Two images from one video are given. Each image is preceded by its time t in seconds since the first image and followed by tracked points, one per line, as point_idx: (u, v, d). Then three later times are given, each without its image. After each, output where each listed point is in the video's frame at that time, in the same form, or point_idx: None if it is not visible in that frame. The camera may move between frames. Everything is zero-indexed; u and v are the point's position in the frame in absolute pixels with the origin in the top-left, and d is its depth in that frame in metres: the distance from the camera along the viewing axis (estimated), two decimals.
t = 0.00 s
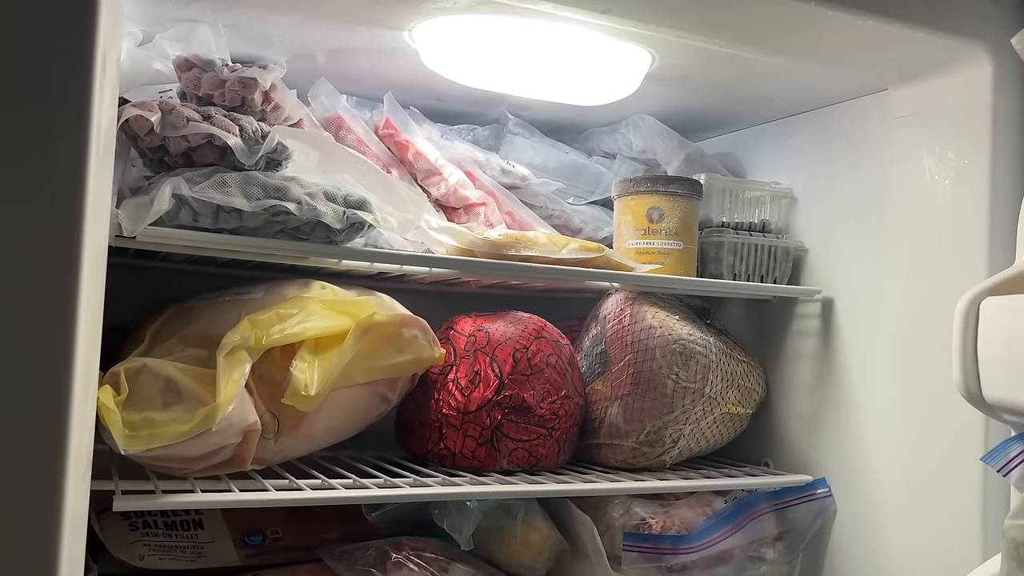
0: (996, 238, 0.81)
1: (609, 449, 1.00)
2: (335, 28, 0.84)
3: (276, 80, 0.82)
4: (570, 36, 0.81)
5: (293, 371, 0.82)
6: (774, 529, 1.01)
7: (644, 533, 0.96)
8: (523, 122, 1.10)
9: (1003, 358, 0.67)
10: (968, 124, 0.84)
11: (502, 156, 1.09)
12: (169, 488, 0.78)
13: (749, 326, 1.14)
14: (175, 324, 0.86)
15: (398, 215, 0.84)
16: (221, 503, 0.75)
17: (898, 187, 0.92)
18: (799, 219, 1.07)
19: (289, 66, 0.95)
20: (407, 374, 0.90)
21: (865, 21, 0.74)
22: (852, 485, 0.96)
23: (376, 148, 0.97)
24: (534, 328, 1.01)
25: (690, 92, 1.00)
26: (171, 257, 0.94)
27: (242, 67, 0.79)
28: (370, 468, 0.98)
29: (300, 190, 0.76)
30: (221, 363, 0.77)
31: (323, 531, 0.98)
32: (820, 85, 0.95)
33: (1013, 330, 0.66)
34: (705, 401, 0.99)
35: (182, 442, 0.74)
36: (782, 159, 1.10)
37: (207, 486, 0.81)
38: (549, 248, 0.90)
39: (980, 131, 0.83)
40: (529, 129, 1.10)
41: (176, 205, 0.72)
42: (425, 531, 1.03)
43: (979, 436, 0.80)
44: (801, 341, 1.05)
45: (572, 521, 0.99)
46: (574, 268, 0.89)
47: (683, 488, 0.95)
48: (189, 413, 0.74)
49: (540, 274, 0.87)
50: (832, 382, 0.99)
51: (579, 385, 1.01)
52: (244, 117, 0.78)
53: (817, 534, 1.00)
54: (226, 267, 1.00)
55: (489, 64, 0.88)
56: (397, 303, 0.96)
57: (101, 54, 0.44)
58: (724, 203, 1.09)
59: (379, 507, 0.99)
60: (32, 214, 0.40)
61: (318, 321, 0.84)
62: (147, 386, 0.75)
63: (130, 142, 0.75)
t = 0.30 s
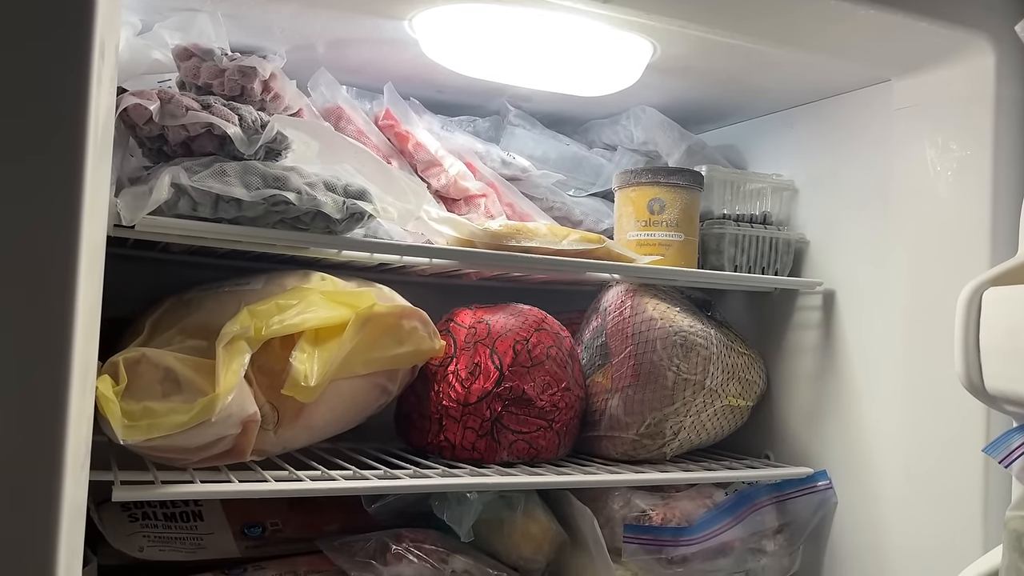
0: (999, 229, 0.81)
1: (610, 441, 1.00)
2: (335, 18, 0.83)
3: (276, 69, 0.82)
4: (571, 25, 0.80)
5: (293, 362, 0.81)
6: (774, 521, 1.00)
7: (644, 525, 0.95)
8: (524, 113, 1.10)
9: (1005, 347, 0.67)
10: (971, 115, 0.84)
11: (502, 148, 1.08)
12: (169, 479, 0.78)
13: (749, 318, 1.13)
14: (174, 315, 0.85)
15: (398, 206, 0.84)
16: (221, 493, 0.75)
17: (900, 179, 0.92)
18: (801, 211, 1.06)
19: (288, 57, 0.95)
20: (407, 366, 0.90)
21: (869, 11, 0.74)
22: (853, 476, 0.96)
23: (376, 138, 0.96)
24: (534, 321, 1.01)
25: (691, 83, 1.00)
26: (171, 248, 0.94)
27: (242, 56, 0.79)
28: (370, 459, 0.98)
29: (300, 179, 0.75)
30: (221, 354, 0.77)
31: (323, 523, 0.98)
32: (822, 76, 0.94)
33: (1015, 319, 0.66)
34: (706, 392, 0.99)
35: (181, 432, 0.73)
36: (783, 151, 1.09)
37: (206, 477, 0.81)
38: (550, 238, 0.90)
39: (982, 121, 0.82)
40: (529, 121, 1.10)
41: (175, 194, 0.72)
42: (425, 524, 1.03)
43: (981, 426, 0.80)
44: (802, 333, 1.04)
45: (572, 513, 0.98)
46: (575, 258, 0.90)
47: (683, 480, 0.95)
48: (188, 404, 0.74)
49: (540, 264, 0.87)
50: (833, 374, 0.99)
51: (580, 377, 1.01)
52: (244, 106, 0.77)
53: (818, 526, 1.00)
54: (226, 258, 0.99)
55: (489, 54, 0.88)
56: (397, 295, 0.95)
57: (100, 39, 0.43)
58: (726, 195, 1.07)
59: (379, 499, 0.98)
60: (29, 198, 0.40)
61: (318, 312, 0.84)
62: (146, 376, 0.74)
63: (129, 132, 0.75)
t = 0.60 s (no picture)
0: (999, 214, 0.81)
1: (609, 428, 1.00)
2: (334, 3, 0.83)
3: (275, 54, 0.81)
4: (571, 11, 0.80)
5: (292, 348, 0.82)
6: (773, 508, 1.00)
7: (643, 512, 0.95)
8: (523, 101, 1.10)
9: (1004, 332, 0.67)
10: (972, 101, 0.83)
11: (502, 135, 1.08)
12: (169, 464, 0.78)
13: (748, 306, 1.13)
14: (174, 301, 0.85)
15: (398, 191, 0.84)
16: (221, 477, 0.75)
17: (900, 166, 0.91)
18: (801, 199, 1.06)
19: (288, 43, 0.95)
20: (406, 353, 0.90)
21: None
22: (852, 463, 0.96)
23: (375, 125, 0.96)
24: (534, 308, 1.01)
25: (691, 70, 0.99)
26: (170, 235, 0.94)
27: (241, 41, 0.79)
28: (369, 446, 0.98)
29: (300, 165, 0.75)
30: (220, 338, 0.77)
31: (323, 510, 0.98)
32: (822, 63, 0.94)
33: (1014, 304, 0.66)
34: (705, 379, 0.99)
35: (181, 416, 0.74)
36: (783, 139, 1.09)
37: (205, 461, 0.81)
38: (550, 225, 0.89)
39: (983, 107, 0.82)
40: (529, 109, 1.10)
41: (174, 178, 0.72)
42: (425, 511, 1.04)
43: (980, 411, 0.80)
44: (801, 321, 1.04)
45: (571, 500, 0.98)
46: (575, 245, 0.89)
47: (682, 467, 0.95)
48: (188, 387, 0.74)
49: (540, 251, 0.87)
50: (832, 362, 0.99)
51: (579, 365, 1.01)
52: (243, 91, 0.77)
53: (817, 513, 1.00)
54: (225, 245, 0.99)
55: (489, 40, 0.88)
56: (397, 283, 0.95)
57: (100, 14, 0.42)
58: (726, 183, 1.07)
59: (379, 485, 0.98)
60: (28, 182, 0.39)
61: (317, 298, 0.84)
62: (146, 360, 0.75)
63: (129, 117, 0.74)
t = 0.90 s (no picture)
0: (1006, 188, 0.80)
1: (612, 407, 1.00)
2: None
3: (276, 26, 0.81)
4: None
5: (294, 323, 0.81)
6: (777, 488, 1.00)
7: (647, 490, 0.95)
8: (526, 80, 1.09)
9: (1008, 303, 0.66)
10: (980, 75, 0.83)
11: (505, 113, 1.08)
12: (171, 438, 0.78)
13: (752, 286, 1.12)
14: (176, 277, 0.85)
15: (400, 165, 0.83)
16: (223, 451, 0.74)
17: (907, 142, 0.91)
18: (806, 178, 1.05)
19: (290, 18, 0.94)
20: (409, 330, 0.89)
21: None
22: (856, 441, 0.95)
23: (377, 101, 0.95)
24: (537, 287, 1.00)
25: (696, 46, 0.99)
26: (172, 211, 0.94)
27: (242, 12, 0.77)
28: (372, 424, 0.98)
29: (302, 137, 0.75)
30: (222, 311, 0.77)
31: (325, 489, 0.98)
32: (830, 38, 0.93)
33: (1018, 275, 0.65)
34: (709, 358, 0.99)
35: (183, 389, 0.74)
36: (788, 118, 1.08)
37: (208, 436, 0.80)
38: (553, 201, 0.89)
39: (991, 81, 0.82)
40: (533, 87, 1.10)
41: (175, 149, 0.71)
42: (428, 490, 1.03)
43: (986, 386, 0.80)
44: (805, 300, 1.04)
45: (574, 478, 0.98)
46: (578, 221, 0.89)
47: (686, 444, 0.95)
48: (190, 359, 0.74)
49: (542, 226, 0.87)
50: (837, 341, 0.98)
51: (582, 343, 1.01)
52: (245, 62, 0.76)
53: (821, 493, 1.00)
54: (227, 222, 0.99)
55: (492, 14, 0.87)
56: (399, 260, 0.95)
57: None
58: (730, 161, 1.06)
59: (381, 464, 0.98)
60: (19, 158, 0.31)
61: (319, 274, 0.83)
62: (148, 332, 0.74)
63: (129, 88, 0.74)
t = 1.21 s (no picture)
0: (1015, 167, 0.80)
1: (616, 390, 0.99)
2: None
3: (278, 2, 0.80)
4: None
5: (296, 303, 0.80)
6: (782, 472, 0.99)
7: (651, 473, 0.94)
8: (530, 61, 1.09)
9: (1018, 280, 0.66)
10: (989, 54, 0.82)
11: (509, 95, 1.07)
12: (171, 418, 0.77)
13: (758, 270, 1.12)
14: (177, 257, 0.84)
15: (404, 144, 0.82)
16: (225, 430, 0.74)
17: (913, 123, 0.90)
18: (812, 160, 1.04)
19: None
20: (411, 313, 0.89)
21: None
22: (862, 424, 0.95)
23: (380, 81, 0.95)
24: (541, 270, 0.99)
25: (701, 26, 0.98)
26: (173, 192, 0.93)
27: None
28: (374, 406, 0.97)
29: (304, 114, 0.74)
30: (223, 290, 0.76)
31: (328, 472, 0.97)
32: (838, 18, 0.92)
33: None
34: (714, 341, 0.98)
35: (184, 367, 0.73)
36: (794, 100, 1.07)
37: (209, 416, 0.80)
38: (557, 180, 0.88)
39: (1000, 60, 0.81)
40: (536, 69, 1.09)
41: (176, 126, 0.70)
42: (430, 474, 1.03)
43: (995, 364, 0.80)
44: (811, 284, 1.03)
45: (578, 461, 0.98)
46: (583, 201, 0.88)
47: (691, 427, 0.94)
48: (191, 338, 0.73)
49: (546, 206, 0.86)
50: (843, 324, 0.98)
51: (587, 327, 1.00)
52: (246, 39, 0.75)
53: (826, 477, 0.99)
54: (229, 204, 0.98)
55: None
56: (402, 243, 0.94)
57: None
58: (736, 145, 1.05)
59: (384, 447, 0.98)
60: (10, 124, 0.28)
61: (321, 255, 0.82)
62: (148, 311, 0.74)
63: (129, 64, 0.73)
